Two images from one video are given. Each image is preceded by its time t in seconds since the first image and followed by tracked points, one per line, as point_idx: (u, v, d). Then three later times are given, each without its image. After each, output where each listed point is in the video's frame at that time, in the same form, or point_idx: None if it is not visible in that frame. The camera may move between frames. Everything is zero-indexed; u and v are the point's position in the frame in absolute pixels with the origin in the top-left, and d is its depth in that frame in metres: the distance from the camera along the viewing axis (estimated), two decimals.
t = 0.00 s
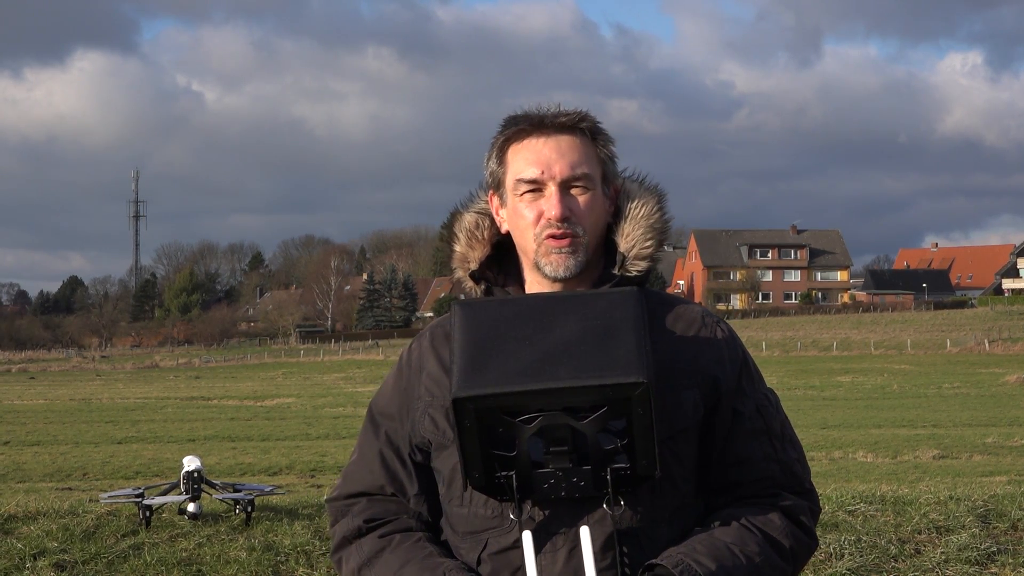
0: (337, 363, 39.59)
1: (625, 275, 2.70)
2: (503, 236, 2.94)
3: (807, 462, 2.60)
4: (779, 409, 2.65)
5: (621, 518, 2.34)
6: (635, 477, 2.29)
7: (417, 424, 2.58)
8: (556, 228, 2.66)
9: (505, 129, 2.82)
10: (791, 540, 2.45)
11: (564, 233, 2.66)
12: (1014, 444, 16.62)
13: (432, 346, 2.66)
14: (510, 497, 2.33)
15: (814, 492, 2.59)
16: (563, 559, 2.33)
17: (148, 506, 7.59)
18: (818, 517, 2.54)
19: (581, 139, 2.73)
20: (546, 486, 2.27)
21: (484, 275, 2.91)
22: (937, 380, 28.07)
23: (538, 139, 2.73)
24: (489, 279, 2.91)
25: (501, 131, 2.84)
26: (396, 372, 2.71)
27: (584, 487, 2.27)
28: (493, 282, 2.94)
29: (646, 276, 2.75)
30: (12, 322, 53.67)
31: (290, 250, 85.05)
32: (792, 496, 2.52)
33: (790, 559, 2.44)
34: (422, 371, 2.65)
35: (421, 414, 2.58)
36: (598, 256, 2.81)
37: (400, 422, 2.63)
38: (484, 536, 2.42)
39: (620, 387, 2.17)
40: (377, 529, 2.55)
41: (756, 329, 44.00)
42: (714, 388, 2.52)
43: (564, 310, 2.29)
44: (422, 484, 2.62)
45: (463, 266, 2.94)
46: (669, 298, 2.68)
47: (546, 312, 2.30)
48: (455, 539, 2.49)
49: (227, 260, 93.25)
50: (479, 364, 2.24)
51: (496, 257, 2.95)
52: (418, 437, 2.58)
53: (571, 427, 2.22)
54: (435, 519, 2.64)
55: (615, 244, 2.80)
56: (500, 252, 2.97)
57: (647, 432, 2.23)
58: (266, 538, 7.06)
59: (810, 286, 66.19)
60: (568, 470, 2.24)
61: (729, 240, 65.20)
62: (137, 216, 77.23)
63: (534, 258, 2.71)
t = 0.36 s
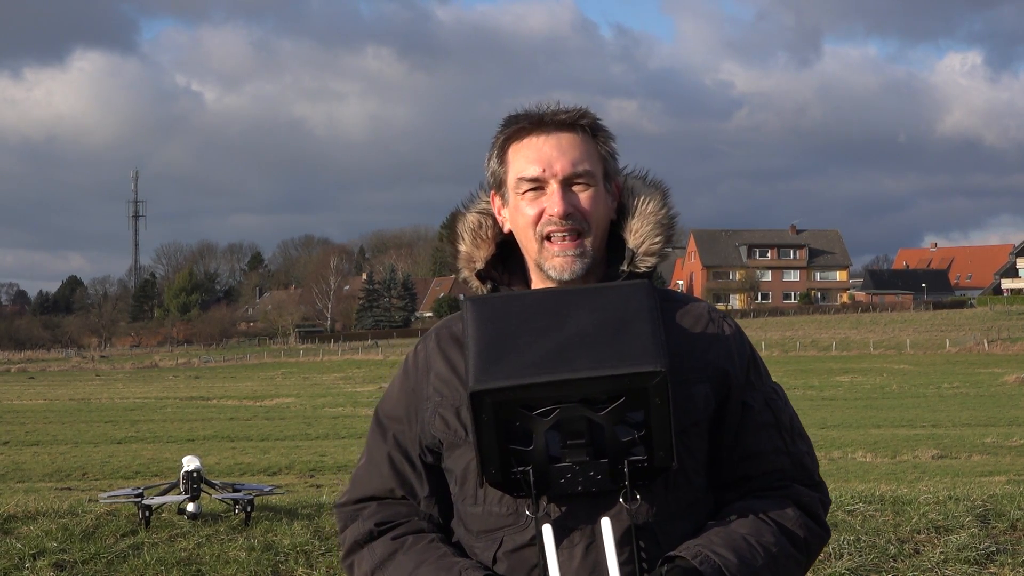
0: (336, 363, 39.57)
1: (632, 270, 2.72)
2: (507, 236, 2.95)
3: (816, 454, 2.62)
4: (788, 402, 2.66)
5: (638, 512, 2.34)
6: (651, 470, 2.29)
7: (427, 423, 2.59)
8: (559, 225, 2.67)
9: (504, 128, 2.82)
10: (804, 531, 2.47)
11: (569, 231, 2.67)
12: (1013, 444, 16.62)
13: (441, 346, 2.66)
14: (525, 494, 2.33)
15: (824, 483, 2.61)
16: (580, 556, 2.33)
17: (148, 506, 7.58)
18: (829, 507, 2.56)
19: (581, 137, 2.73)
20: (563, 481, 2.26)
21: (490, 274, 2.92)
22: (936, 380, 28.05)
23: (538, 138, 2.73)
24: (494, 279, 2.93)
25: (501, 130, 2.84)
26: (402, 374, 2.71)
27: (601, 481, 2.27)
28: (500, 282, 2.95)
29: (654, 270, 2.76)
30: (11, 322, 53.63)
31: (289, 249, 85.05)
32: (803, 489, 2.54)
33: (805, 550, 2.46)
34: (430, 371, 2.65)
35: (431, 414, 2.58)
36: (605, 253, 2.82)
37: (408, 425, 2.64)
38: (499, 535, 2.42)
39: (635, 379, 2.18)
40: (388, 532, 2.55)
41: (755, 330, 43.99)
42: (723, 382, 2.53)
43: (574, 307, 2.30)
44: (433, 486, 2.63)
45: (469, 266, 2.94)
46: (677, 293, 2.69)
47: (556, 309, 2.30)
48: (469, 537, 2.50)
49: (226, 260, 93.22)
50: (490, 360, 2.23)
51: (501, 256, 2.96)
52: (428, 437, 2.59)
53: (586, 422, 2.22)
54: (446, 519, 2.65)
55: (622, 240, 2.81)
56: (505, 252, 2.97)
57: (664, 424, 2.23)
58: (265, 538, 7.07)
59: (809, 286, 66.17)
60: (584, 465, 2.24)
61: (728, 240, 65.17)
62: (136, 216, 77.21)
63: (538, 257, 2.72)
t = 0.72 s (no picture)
0: (336, 363, 39.56)
1: (641, 272, 2.72)
2: (513, 235, 2.94)
3: (819, 458, 2.62)
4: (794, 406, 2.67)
5: (644, 515, 2.34)
6: (660, 472, 2.29)
7: (431, 422, 2.59)
8: (566, 224, 2.66)
9: (512, 125, 2.82)
10: (807, 535, 2.47)
11: (577, 229, 2.67)
12: (1013, 444, 16.62)
13: (445, 345, 2.65)
14: (533, 495, 2.32)
15: (827, 487, 2.61)
16: (586, 558, 2.33)
17: (147, 506, 7.58)
18: (832, 512, 2.56)
19: (589, 135, 2.72)
20: (571, 482, 2.26)
21: (498, 272, 2.91)
22: (936, 380, 28.05)
23: (547, 135, 2.73)
24: (501, 276, 2.92)
25: (508, 128, 2.84)
26: (406, 372, 2.70)
27: (609, 483, 2.27)
28: (507, 279, 2.95)
29: (660, 272, 2.76)
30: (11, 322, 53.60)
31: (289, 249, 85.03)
32: (808, 494, 2.53)
33: (809, 554, 2.46)
34: (434, 370, 2.65)
35: (437, 412, 2.58)
36: (610, 254, 2.82)
37: (411, 423, 2.63)
38: (505, 535, 2.43)
39: (647, 381, 2.18)
40: (390, 530, 2.55)
41: (755, 330, 43.99)
42: (730, 384, 2.53)
43: (584, 306, 2.29)
44: (435, 485, 2.63)
45: (477, 264, 2.94)
46: (684, 295, 2.70)
47: (564, 309, 2.29)
48: (472, 538, 2.49)
49: (226, 260, 93.18)
50: (500, 360, 2.23)
51: (507, 254, 2.95)
52: (432, 436, 2.59)
53: (596, 423, 2.21)
54: (447, 517, 2.65)
55: (629, 241, 2.81)
56: (511, 249, 2.97)
57: (674, 425, 2.24)
58: (265, 538, 7.07)
59: (809, 286, 66.18)
60: (592, 466, 2.23)
61: (728, 240, 65.17)
62: (136, 216, 77.18)
63: (544, 256, 2.72)
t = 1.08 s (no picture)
0: (336, 363, 39.54)
1: (640, 270, 2.72)
2: (511, 234, 2.95)
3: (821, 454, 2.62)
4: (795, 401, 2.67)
5: (648, 514, 2.34)
6: (665, 470, 2.29)
7: (432, 424, 2.59)
8: (563, 224, 2.67)
9: (510, 125, 2.82)
10: (811, 531, 2.47)
11: (573, 229, 2.67)
12: (1013, 444, 16.60)
13: (444, 345, 2.66)
14: (538, 496, 2.31)
15: (830, 483, 2.61)
16: (592, 558, 2.33)
17: (147, 506, 7.58)
18: (834, 506, 2.56)
19: (586, 134, 2.73)
20: (576, 483, 2.25)
21: (496, 272, 2.91)
22: (935, 380, 28.04)
23: (543, 135, 2.73)
24: (501, 277, 2.91)
25: (505, 128, 2.84)
26: (405, 373, 2.71)
27: (614, 483, 2.27)
28: (506, 280, 2.95)
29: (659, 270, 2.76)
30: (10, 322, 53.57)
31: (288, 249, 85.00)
32: (812, 490, 2.53)
33: (812, 549, 2.46)
34: (434, 372, 2.65)
35: (438, 415, 2.58)
36: (608, 252, 2.82)
37: (412, 425, 2.64)
38: (508, 536, 2.43)
39: (652, 381, 2.19)
40: (393, 533, 2.55)
41: (755, 329, 43.97)
42: (732, 382, 2.53)
43: (585, 307, 2.29)
44: (437, 486, 2.63)
45: (476, 264, 2.93)
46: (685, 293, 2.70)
47: (566, 309, 2.29)
48: (476, 539, 2.50)
49: (226, 260, 93.18)
50: (502, 363, 2.22)
51: (505, 254, 2.96)
52: (433, 438, 2.59)
53: (602, 423, 2.21)
54: (448, 519, 2.66)
55: (629, 238, 2.82)
56: (510, 250, 2.97)
57: (676, 427, 2.25)
58: (264, 538, 7.07)
59: (809, 286, 66.15)
60: (598, 466, 2.23)
61: (728, 239, 65.13)
62: (136, 216, 77.17)
63: (542, 256, 2.72)
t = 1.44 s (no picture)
0: (336, 363, 39.53)
1: (637, 271, 2.72)
2: (508, 236, 2.95)
3: (822, 454, 2.63)
4: (794, 402, 2.67)
5: (647, 523, 2.34)
6: (664, 481, 2.30)
7: (431, 430, 2.60)
8: (558, 223, 2.67)
9: (502, 125, 2.82)
10: (812, 534, 2.48)
11: (568, 229, 2.67)
12: (1012, 444, 16.61)
13: (443, 348, 2.66)
14: (535, 508, 2.32)
15: (829, 482, 2.62)
16: (591, 567, 2.33)
17: (147, 506, 7.57)
18: (834, 507, 2.57)
19: (580, 133, 2.73)
20: (574, 493, 2.26)
21: (493, 274, 2.91)
22: (935, 380, 28.04)
23: (535, 135, 2.74)
24: (498, 278, 2.91)
25: (498, 128, 2.85)
26: (404, 378, 2.71)
27: (612, 494, 2.27)
28: (503, 281, 2.94)
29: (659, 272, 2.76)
30: (10, 322, 53.55)
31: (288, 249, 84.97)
32: (812, 491, 2.54)
33: (813, 552, 2.47)
34: (433, 376, 2.65)
35: (437, 420, 2.58)
36: (603, 251, 2.82)
37: (411, 430, 2.64)
38: (507, 544, 2.43)
39: (649, 393, 2.19)
40: (394, 538, 2.55)
41: (754, 329, 43.96)
42: (732, 384, 2.53)
43: (581, 315, 2.29)
44: (437, 490, 2.63)
45: (472, 267, 2.93)
46: (684, 293, 2.71)
47: (562, 317, 2.30)
48: (476, 545, 2.51)
49: (226, 260, 93.16)
50: (500, 372, 2.23)
51: (502, 254, 2.96)
52: (432, 444, 2.60)
53: (600, 436, 2.21)
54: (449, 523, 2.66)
55: (624, 238, 2.82)
56: (507, 250, 2.97)
57: (674, 436, 2.25)
58: (264, 538, 7.07)
59: (809, 286, 66.15)
60: (597, 478, 2.24)
61: (728, 239, 65.12)
62: (136, 216, 77.16)
63: (537, 256, 2.73)
